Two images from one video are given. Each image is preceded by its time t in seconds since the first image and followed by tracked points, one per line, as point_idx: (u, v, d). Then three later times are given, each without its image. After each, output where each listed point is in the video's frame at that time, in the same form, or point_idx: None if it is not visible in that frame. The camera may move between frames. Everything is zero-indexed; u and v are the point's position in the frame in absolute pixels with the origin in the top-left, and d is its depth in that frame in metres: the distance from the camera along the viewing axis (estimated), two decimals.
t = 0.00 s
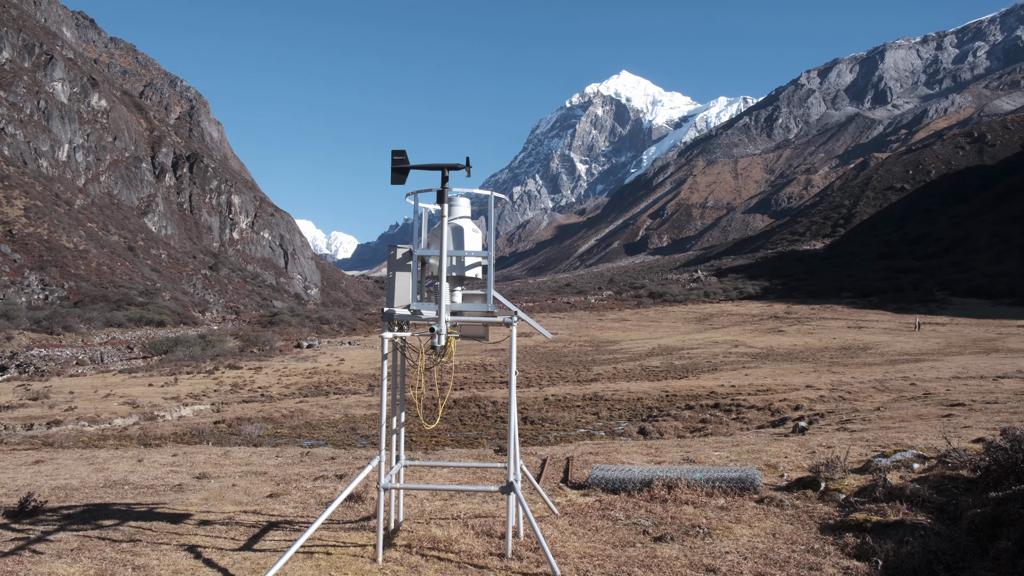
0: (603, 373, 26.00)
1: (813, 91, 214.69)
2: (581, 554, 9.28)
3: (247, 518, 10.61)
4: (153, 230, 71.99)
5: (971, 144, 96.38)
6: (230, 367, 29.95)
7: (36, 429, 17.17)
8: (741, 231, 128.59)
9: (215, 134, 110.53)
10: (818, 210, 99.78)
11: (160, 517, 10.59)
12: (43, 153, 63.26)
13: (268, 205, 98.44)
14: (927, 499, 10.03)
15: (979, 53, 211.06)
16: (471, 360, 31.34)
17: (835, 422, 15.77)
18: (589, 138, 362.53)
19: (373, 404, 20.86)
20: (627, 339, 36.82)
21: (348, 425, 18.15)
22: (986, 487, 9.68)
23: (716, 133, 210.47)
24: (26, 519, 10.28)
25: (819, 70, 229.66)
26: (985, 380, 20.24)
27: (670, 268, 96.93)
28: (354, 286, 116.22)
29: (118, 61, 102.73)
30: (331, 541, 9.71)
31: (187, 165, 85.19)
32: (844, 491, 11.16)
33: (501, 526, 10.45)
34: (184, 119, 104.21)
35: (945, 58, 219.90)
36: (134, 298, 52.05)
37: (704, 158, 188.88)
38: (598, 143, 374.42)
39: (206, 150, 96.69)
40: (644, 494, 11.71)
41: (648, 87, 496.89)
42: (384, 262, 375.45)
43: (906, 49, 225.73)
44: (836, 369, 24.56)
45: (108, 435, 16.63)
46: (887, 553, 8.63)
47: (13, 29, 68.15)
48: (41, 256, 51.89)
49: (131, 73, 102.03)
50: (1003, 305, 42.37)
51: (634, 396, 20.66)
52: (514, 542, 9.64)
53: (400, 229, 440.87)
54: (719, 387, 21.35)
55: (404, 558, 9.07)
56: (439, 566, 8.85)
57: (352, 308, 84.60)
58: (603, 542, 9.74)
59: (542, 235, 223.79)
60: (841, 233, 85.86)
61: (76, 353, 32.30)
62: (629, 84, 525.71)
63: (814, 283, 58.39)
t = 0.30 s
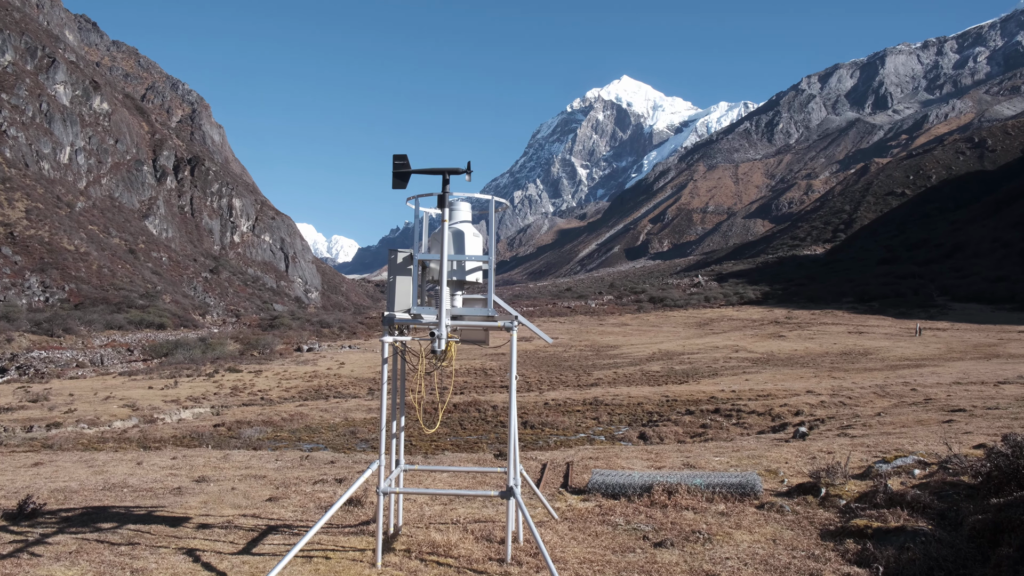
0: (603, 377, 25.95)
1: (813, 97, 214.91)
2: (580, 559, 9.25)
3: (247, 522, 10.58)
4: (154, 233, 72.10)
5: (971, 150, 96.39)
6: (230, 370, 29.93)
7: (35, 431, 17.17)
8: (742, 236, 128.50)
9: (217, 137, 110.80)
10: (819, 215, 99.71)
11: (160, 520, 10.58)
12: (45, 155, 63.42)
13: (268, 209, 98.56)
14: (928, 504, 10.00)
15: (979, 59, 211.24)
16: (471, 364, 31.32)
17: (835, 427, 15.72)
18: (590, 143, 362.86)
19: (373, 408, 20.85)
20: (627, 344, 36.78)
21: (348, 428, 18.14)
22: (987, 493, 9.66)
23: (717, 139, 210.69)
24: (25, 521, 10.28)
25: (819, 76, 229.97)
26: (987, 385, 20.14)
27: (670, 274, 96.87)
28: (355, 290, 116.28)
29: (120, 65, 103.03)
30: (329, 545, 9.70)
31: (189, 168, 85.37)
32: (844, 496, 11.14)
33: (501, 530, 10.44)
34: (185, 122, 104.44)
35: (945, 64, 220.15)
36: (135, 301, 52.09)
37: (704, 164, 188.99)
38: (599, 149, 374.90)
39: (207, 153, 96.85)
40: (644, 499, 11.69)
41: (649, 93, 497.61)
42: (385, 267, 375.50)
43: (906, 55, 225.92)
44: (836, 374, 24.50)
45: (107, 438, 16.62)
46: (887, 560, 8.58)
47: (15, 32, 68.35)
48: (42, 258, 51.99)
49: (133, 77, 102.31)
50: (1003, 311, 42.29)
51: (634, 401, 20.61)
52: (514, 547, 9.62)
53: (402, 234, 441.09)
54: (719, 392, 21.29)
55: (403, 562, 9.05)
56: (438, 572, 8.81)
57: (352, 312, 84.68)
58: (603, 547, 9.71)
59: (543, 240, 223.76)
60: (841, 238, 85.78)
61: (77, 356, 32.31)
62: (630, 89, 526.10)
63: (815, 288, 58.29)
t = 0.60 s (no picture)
0: (605, 383, 25.89)
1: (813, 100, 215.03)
2: (583, 566, 9.21)
3: (249, 530, 10.57)
4: (155, 241, 72.35)
5: (972, 152, 96.26)
6: (233, 378, 29.94)
7: (37, 440, 17.18)
8: (743, 240, 128.41)
9: (219, 145, 111.21)
10: (820, 219, 99.62)
11: (162, 528, 10.56)
12: (46, 165, 63.70)
13: (270, 217, 98.77)
14: (933, 509, 9.95)
15: (979, 61, 211.05)
16: (473, 370, 31.28)
17: (839, 432, 15.65)
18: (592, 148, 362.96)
19: (375, 414, 20.83)
20: (629, 349, 36.72)
21: (350, 436, 18.12)
22: (992, 498, 9.61)
23: (718, 143, 210.76)
24: (27, 531, 10.27)
25: (819, 80, 230.05)
26: (990, 389, 20.05)
27: (672, 278, 96.89)
28: (358, 297, 116.39)
29: (122, 74, 103.51)
30: (332, 553, 9.67)
31: (190, 177, 85.64)
32: (848, 502, 11.08)
33: (505, 537, 10.40)
34: (187, 131, 104.86)
35: (945, 67, 220.07)
36: (137, 309, 52.19)
37: (705, 168, 189.05)
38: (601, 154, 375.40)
39: (209, 162, 97.21)
40: (648, 505, 11.65)
41: (650, 98, 498.34)
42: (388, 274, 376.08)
43: (906, 58, 225.92)
44: (838, 379, 24.41)
45: (110, 446, 16.63)
46: (892, 566, 8.52)
47: (18, 43, 68.70)
48: (44, 267, 52.20)
49: (134, 86, 102.78)
50: (1006, 313, 42.15)
51: (637, 406, 20.56)
52: (517, 554, 9.57)
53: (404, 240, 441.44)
54: (722, 397, 21.23)
55: (406, 570, 9.01)
56: None
57: (355, 319, 84.88)
58: (606, 554, 9.67)
59: (545, 245, 223.76)
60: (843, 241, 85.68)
61: (79, 364, 32.37)
62: (631, 93, 526.69)
63: (817, 292, 58.21)
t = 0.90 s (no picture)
0: (609, 388, 25.89)
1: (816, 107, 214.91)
2: (587, 571, 9.23)
3: (253, 533, 10.60)
4: (162, 245, 72.54)
5: (975, 159, 96.23)
6: (237, 381, 30.00)
7: (44, 441, 17.26)
8: (746, 246, 128.42)
9: (225, 150, 111.53)
10: (824, 225, 99.58)
11: (167, 530, 10.61)
12: (54, 169, 63.96)
13: (276, 221, 98.84)
14: (936, 515, 9.97)
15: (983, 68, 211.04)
16: (476, 374, 31.29)
17: (843, 437, 15.64)
18: (595, 154, 363.01)
19: (379, 418, 20.87)
20: (633, 354, 36.74)
21: (354, 439, 18.15)
22: (996, 503, 9.63)
23: (722, 149, 210.96)
24: (33, 532, 10.32)
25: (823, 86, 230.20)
26: (994, 395, 20.01)
27: (675, 284, 96.82)
28: (362, 302, 116.50)
29: (129, 79, 104.03)
30: (337, 557, 9.70)
31: (197, 180, 85.25)
32: (852, 508, 11.08)
33: (508, 542, 10.43)
34: (194, 135, 105.21)
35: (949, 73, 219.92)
36: (143, 312, 52.32)
37: (709, 174, 189.15)
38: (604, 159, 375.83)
39: (215, 166, 97.47)
40: (651, 510, 11.65)
41: (653, 104, 499.08)
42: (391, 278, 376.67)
43: (909, 65, 225.87)
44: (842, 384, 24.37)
45: (116, 448, 16.68)
46: (895, 570, 8.54)
47: (26, 48, 69.03)
48: (51, 270, 52.38)
49: (141, 91, 103.27)
50: (1010, 320, 42.08)
51: (640, 411, 20.57)
52: (521, 558, 9.60)
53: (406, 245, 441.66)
54: (726, 402, 21.21)
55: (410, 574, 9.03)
56: None
57: (359, 323, 84.94)
58: (609, 558, 9.69)
59: (548, 250, 223.83)
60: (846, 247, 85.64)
61: (85, 366, 32.47)
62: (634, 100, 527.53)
63: (820, 298, 58.17)
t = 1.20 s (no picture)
0: (615, 394, 25.79)
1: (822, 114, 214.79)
2: None
3: (258, 539, 10.56)
4: (167, 250, 72.77)
5: (982, 164, 96.08)
6: (243, 387, 29.96)
7: (48, 448, 17.24)
8: (752, 252, 128.25)
9: (230, 155, 111.80)
10: (830, 231, 99.48)
11: (172, 537, 10.58)
12: (60, 174, 64.17)
13: (281, 227, 99.04)
14: (946, 523, 9.88)
15: (991, 73, 210.39)
16: (482, 380, 31.24)
17: (850, 444, 15.54)
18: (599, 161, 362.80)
19: (384, 424, 20.81)
20: (639, 360, 36.67)
21: (359, 446, 18.09)
22: (1006, 511, 9.55)
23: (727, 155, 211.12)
24: (38, 538, 10.28)
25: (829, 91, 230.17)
26: (1003, 401, 19.89)
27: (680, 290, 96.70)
28: (367, 308, 116.54)
29: (134, 85, 104.45)
30: (341, 564, 9.65)
31: (201, 186, 85.68)
32: (860, 515, 11.00)
33: (514, 549, 10.35)
34: (198, 141, 105.59)
35: (956, 79, 219.62)
36: (148, 318, 52.36)
37: (714, 180, 189.37)
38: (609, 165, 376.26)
39: (219, 172, 97.71)
40: (658, 517, 11.59)
41: (657, 110, 499.25)
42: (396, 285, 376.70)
43: (916, 71, 225.66)
44: (850, 391, 24.26)
45: (120, 454, 16.62)
46: None
47: (32, 54, 69.31)
48: (56, 275, 52.50)
49: (147, 96, 103.68)
50: (1018, 326, 41.88)
51: (646, 418, 20.49)
52: (527, 567, 9.52)
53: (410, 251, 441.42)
54: (732, 409, 21.12)
55: None
56: None
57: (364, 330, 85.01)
58: (615, 566, 9.61)
59: (553, 256, 223.85)
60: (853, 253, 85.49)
61: (91, 372, 32.45)
62: (639, 107, 528.39)
63: (826, 304, 58.06)
